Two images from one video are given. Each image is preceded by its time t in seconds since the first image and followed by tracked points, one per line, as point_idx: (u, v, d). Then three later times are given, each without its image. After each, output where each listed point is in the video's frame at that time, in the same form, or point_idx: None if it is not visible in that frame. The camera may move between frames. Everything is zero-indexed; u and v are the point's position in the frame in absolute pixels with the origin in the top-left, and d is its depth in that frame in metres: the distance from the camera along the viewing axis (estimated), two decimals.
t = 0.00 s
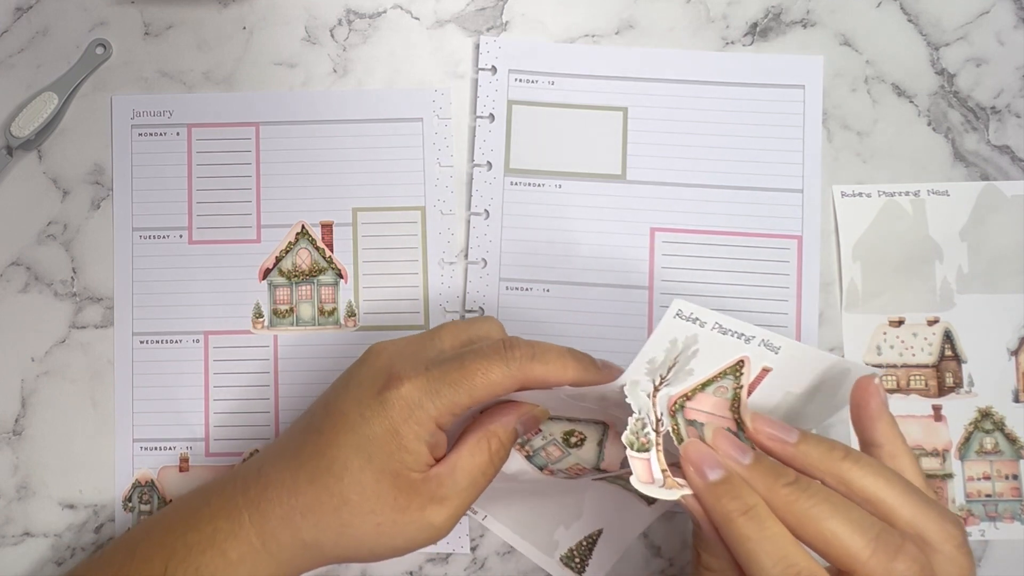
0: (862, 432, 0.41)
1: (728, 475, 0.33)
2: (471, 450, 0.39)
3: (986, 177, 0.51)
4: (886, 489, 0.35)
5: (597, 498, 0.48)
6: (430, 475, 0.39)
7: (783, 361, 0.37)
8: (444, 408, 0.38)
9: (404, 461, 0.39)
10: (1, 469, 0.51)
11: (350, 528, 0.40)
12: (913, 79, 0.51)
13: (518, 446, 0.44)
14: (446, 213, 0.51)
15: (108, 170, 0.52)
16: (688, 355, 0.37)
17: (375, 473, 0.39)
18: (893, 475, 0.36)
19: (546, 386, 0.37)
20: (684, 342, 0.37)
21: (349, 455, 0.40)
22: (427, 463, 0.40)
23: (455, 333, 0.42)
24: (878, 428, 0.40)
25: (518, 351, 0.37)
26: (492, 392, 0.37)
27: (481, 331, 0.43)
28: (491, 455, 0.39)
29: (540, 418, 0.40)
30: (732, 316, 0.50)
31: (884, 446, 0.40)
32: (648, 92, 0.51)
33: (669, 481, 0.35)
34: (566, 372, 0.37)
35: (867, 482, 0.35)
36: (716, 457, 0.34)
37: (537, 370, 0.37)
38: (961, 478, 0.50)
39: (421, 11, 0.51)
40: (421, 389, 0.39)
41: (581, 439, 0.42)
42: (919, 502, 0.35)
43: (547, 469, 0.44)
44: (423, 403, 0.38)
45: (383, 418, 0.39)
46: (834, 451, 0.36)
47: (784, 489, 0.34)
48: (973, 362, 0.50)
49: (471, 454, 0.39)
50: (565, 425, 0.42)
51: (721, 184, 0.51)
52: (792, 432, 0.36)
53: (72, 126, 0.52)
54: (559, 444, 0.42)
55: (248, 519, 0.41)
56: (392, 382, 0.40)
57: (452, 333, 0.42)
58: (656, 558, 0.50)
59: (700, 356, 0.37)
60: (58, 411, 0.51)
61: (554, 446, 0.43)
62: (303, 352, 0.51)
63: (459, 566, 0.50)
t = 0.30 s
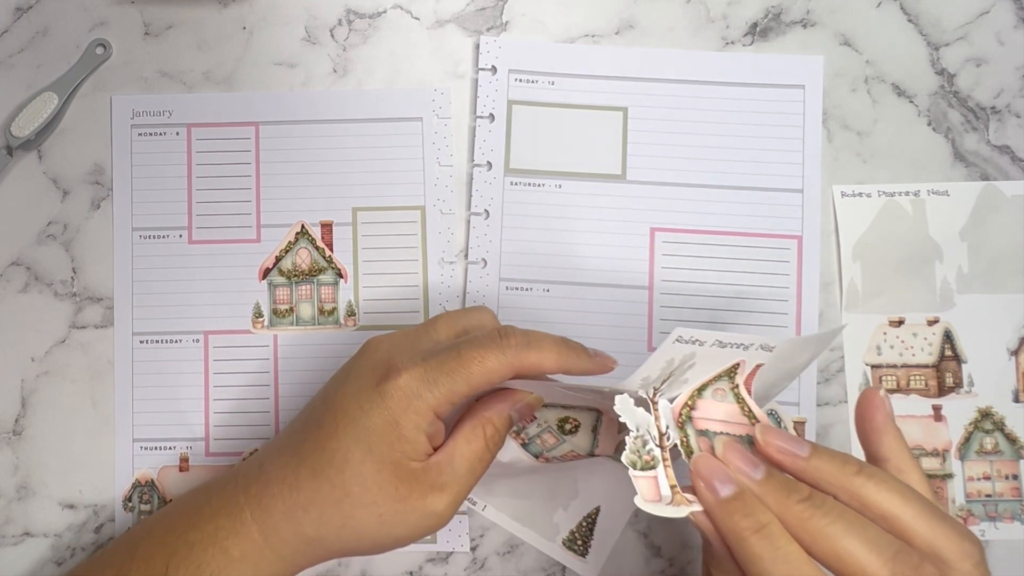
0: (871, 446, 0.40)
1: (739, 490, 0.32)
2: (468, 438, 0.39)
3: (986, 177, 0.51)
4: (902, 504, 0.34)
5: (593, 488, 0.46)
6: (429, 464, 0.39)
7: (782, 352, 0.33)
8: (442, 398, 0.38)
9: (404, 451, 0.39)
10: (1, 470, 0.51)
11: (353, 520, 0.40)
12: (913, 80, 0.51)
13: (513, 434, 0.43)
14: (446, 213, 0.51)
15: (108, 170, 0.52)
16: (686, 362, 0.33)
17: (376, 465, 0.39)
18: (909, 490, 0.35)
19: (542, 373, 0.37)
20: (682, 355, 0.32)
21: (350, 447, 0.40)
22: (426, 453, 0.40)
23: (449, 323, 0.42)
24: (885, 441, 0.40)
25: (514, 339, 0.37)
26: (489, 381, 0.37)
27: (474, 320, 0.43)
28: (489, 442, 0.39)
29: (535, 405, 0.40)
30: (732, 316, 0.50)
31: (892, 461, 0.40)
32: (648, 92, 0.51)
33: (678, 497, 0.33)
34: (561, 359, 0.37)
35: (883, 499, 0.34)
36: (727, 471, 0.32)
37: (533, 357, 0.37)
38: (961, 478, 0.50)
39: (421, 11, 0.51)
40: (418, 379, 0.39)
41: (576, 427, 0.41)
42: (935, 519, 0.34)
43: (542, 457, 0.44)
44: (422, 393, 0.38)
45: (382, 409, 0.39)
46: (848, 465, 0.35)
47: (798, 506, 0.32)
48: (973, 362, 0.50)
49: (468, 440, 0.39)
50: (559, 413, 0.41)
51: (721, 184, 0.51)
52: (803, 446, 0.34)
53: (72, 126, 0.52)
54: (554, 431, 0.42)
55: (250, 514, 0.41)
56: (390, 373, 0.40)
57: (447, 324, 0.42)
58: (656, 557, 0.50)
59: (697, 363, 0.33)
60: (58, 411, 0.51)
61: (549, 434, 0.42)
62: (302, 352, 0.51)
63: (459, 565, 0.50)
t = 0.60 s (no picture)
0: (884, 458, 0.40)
1: (749, 503, 0.31)
2: (468, 434, 0.39)
3: (986, 177, 0.51)
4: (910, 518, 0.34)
5: (592, 480, 0.45)
6: (429, 461, 0.39)
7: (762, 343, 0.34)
8: (442, 396, 0.38)
9: (404, 449, 0.39)
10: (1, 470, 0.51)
11: (354, 519, 0.40)
12: (913, 80, 0.51)
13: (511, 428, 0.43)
14: (446, 213, 0.51)
15: (108, 170, 0.52)
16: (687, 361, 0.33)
17: (376, 464, 0.39)
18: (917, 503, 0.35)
19: (541, 372, 0.37)
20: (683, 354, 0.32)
21: (350, 445, 0.40)
22: (427, 450, 0.40)
23: (448, 321, 0.42)
24: (901, 454, 0.39)
25: (514, 338, 0.37)
26: (490, 379, 0.38)
27: (471, 316, 0.43)
28: (488, 438, 0.39)
29: (534, 400, 0.40)
30: (732, 315, 0.50)
31: (907, 474, 0.39)
32: (648, 92, 0.51)
33: (684, 506, 0.33)
34: (559, 358, 0.37)
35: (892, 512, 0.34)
36: (736, 484, 0.32)
37: (533, 356, 0.37)
38: (961, 479, 0.50)
39: (421, 11, 0.51)
40: (419, 377, 0.39)
41: (573, 419, 0.41)
42: (943, 532, 0.34)
43: (541, 451, 0.44)
44: (422, 391, 0.38)
45: (382, 407, 0.39)
46: (858, 479, 0.34)
47: (808, 520, 0.32)
48: (973, 362, 0.50)
49: (467, 435, 0.39)
50: (558, 406, 0.41)
51: (721, 184, 0.51)
52: (812, 458, 0.34)
53: (72, 126, 0.52)
54: (552, 425, 0.42)
55: (252, 513, 0.41)
56: (390, 371, 0.40)
57: (446, 322, 0.42)
58: (656, 557, 0.50)
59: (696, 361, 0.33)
60: (58, 411, 0.51)
61: (547, 427, 0.42)
62: (303, 352, 0.51)
63: (459, 565, 0.50)
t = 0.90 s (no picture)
0: (910, 478, 0.40)
1: (755, 519, 0.31)
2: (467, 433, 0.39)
3: (986, 177, 0.51)
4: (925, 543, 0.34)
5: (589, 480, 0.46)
6: (429, 459, 0.40)
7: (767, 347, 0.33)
8: (442, 394, 0.38)
9: (404, 447, 0.39)
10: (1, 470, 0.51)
11: (354, 518, 0.40)
12: (913, 79, 0.51)
13: (511, 424, 0.44)
14: (446, 213, 0.51)
15: (108, 170, 0.52)
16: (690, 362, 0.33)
17: (376, 463, 0.39)
18: (934, 528, 0.34)
19: (540, 370, 0.38)
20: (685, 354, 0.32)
21: (350, 445, 0.40)
22: (426, 449, 0.40)
23: (446, 319, 0.43)
24: (927, 476, 0.39)
25: (514, 336, 0.38)
26: (489, 377, 0.38)
27: (470, 313, 0.43)
28: (486, 435, 0.40)
29: (530, 396, 0.40)
30: (732, 315, 0.50)
31: (935, 498, 0.39)
32: (648, 92, 0.51)
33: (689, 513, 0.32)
34: (558, 356, 0.38)
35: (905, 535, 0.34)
36: (743, 498, 0.31)
37: (532, 355, 0.37)
38: (961, 479, 0.50)
39: (421, 11, 0.51)
40: (418, 375, 0.39)
41: (571, 415, 0.42)
42: (960, 558, 0.34)
43: (540, 447, 0.44)
44: (422, 389, 0.39)
45: (382, 407, 0.39)
46: (875, 501, 0.34)
47: (818, 540, 0.32)
48: (973, 362, 0.50)
49: (465, 433, 0.39)
50: (556, 402, 0.42)
51: (721, 184, 0.51)
52: (827, 476, 0.33)
53: (72, 126, 0.52)
54: (550, 420, 0.43)
55: (251, 512, 0.41)
56: (390, 369, 0.40)
57: (445, 319, 0.43)
58: (656, 557, 0.50)
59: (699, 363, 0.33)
60: (58, 411, 0.51)
61: (546, 423, 0.43)
62: (303, 352, 0.51)
63: (459, 565, 0.50)
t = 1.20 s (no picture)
0: (928, 490, 0.38)
1: (766, 533, 0.31)
2: (466, 433, 0.39)
3: (986, 177, 0.51)
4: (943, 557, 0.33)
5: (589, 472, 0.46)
6: (429, 460, 0.39)
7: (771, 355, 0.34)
8: (442, 394, 0.38)
9: (404, 447, 0.39)
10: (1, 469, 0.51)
11: (354, 518, 0.40)
12: (913, 80, 0.51)
13: (510, 423, 0.44)
14: (446, 213, 0.51)
15: (108, 170, 0.52)
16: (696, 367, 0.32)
17: (376, 463, 0.39)
18: (952, 542, 0.33)
19: (540, 370, 0.38)
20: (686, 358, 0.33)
21: (350, 445, 0.40)
22: (426, 449, 0.40)
23: (447, 319, 0.43)
24: (944, 487, 0.38)
25: (513, 336, 0.38)
26: (488, 378, 0.38)
27: (469, 313, 0.43)
28: (485, 435, 0.40)
29: (530, 396, 0.40)
30: (732, 315, 0.50)
31: (951, 509, 0.37)
32: (648, 92, 0.51)
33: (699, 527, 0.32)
34: (558, 356, 0.38)
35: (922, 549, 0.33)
36: (754, 512, 0.31)
37: (531, 355, 0.37)
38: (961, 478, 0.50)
39: (421, 11, 0.51)
40: (418, 376, 0.39)
41: (570, 415, 0.41)
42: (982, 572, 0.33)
43: (539, 445, 0.44)
44: (421, 390, 0.39)
45: (382, 407, 0.39)
46: (891, 515, 0.33)
47: (832, 554, 0.31)
48: (973, 362, 0.50)
49: (464, 432, 0.39)
50: (555, 402, 0.41)
51: (721, 184, 0.51)
52: (840, 489, 0.33)
53: (72, 126, 0.52)
54: (549, 420, 0.42)
55: (252, 512, 0.41)
56: (390, 370, 0.40)
57: (445, 319, 0.43)
58: (657, 557, 0.50)
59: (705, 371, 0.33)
60: (58, 411, 0.51)
61: (545, 423, 0.42)
62: (303, 351, 0.51)
63: (459, 565, 0.50)
